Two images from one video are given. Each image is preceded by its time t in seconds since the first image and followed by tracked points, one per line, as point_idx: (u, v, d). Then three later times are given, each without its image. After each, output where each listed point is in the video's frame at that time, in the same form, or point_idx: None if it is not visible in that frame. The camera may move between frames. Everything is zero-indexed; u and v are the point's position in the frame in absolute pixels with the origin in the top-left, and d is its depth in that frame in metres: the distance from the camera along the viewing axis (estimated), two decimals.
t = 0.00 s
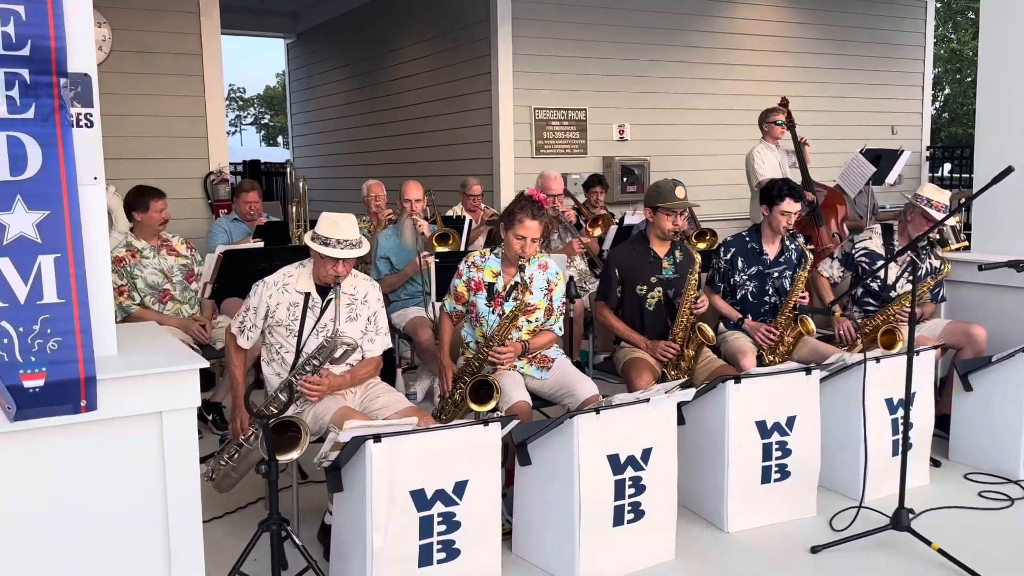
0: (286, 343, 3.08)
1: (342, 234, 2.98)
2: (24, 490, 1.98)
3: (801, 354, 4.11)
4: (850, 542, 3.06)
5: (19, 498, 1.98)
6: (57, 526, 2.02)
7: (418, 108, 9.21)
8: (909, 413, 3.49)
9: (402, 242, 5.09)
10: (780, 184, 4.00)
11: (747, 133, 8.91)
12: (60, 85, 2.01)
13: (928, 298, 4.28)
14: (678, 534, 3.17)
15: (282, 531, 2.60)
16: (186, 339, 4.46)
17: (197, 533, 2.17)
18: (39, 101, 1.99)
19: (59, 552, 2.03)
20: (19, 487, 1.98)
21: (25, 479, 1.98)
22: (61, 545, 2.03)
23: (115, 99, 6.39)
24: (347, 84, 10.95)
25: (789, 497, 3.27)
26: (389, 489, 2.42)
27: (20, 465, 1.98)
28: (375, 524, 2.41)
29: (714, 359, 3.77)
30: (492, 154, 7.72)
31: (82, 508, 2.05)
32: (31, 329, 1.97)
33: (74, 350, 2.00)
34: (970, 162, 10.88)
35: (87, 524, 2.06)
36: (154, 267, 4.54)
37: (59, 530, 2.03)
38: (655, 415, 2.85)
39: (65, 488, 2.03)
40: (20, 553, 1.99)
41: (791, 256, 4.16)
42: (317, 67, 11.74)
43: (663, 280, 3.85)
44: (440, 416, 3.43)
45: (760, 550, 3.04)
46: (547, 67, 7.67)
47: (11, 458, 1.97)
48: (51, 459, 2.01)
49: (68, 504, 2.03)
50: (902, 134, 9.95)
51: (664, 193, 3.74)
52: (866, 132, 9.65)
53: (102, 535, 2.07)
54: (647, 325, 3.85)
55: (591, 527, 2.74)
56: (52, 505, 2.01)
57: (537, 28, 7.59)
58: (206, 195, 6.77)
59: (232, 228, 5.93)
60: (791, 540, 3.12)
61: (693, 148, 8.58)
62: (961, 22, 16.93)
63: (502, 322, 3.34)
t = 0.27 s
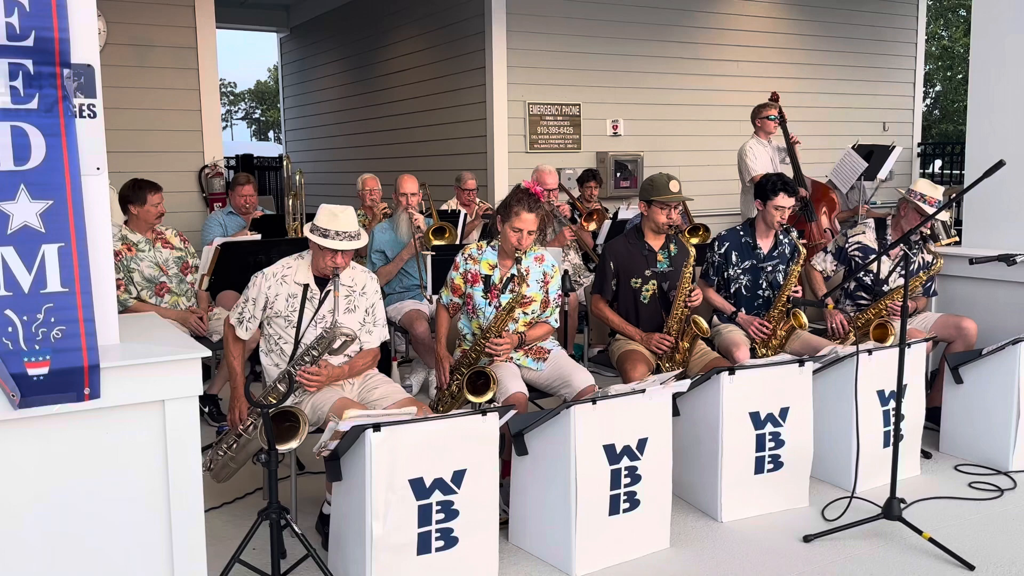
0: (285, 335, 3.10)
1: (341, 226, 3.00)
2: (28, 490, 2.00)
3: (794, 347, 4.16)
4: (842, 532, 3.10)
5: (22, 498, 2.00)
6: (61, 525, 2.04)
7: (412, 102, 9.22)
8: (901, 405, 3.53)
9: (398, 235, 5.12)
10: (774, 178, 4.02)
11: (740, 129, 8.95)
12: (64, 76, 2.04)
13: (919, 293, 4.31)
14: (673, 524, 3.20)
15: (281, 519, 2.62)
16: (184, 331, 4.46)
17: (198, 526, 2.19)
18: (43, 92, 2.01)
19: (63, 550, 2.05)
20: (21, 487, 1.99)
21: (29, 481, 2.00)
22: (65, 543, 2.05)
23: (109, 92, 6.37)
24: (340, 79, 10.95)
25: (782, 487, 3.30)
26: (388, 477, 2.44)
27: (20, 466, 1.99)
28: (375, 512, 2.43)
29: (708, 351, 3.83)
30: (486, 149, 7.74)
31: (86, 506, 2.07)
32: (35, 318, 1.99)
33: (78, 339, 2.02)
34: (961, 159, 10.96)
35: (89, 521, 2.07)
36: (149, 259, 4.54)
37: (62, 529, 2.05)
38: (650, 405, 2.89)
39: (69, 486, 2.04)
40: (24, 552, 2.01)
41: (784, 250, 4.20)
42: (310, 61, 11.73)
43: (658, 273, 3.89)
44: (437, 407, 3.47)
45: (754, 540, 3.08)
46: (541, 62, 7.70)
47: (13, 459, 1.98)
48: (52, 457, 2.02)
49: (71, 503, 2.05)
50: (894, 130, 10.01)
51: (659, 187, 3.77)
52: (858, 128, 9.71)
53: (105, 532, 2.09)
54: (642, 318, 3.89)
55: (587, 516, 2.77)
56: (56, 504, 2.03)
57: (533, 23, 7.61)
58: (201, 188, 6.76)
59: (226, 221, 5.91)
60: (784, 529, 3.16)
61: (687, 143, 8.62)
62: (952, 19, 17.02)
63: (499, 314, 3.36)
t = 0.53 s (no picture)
0: (284, 329, 3.11)
1: (340, 221, 3.01)
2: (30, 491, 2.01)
3: (790, 342, 4.18)
4: (838, 525, 3.13)
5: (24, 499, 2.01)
6: (64, 526, 2.06)
7: (409, 97, 9.22)
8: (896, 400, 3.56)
9: (395, 231, 5.12)
10: (772, 175, 4.04)
11: (736, 125, 8.97)
12: (65, 70, 2.04)
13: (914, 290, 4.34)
14: (670, 517, 3.23)
15: (281, 512, 2.64)
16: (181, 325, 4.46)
17: (199, 521, 2.20)
18: (45, 85, 2.02)
19: (65, 550, 2.07)
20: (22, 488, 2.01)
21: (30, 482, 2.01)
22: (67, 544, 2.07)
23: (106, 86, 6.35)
24: (337, 74, 10.94)
25: (778, 482, 3.33)
26: (387, 470, 2.46)
27: (22, 467, 2.00)
28: (374, 505, 2.45)
29: (705, 346, 3.85)
30: (483, 144, 7.74)
31: (87, 506, 2.08)
32: (38, 310, 1.99)
33: (80, 331, 2.03)
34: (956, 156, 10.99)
35: (91, 522, 2.09)
36: (146, 253, 4.55)
37: (64, 530, 2.06)
38: (648, 399, 2.90)
39: (71, 487, 2.06)
40: (25, 552, 2.02)
41: (782, 246, 4.21)
42: (307, 56, 11.72)
43: (655, 269, 3.91)
44: (436, 401, 3.48)
45: (751, 533, 3.10)
46: (538, 57, 7.70)
47: (15, 461, 1.99)
48: (54, 457, 2.04)
49: (73, 504, 2.06)
50: (890, 127, 10.03)
51: (656, 183, 3.79)
52: (854, 125, 9.73)
53: (106, 531, 2.11)
54: (639, 313, 3.91)
55: (585, 509, 2.79)
56: (59, 505, 2.05)
57: (530, 19, 7.61)
58: (198, 182, 6.76)
59: (225, 216, 5.98)
60: (780, 523, 3.18)
61: (683, 139, 8.63)
62: (948, 16, 17.05)
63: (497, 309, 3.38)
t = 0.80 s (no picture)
0: (283, 325, 3.12)
1: (340, 217, 3.02)
2: (31, 492, 2.03)
3: (789, 340, 4.19)
4: (834, 523, 3.14)
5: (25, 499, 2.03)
6: (65, 526, 2.08)
7: (409, 94, 9.23)
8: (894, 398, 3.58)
9: (394, 227, 5.15)
10: (771, 173, 4.04)
11: (736, 123, 8.97)
12: (67, 68, 2.05)
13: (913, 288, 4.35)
14: (668, 514, 3.24)
15: (280, 507, 2.65)
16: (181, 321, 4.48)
17: (198, 517, 2.22)
18: (46, 83, 2.03)
19: (66, 550, 2.08)
20: (24, 489, 2.02)
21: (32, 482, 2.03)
22: (68, 543, 2.08)
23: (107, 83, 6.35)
24: (337, 71, 10.94)
25: (775, 479, 3.34)
26: (386, 465, 2.47)
27: (23, 468, 2.02)
28: (373, 501, 2.46)
29: (703, 343, 3.85)
30: (483, 141, 7.75)
31: (88, 506, 2.10)
32: (38, 307, 2.00)
33: (81, 328, 2.04)
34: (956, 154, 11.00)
35: (92, 521, 2.10)
36: (150, 248, 4.57)
37: (65, 530, 2.08)
38: (646, 396, 2.92)
39: (72, 487, 2.07)
40: (25, 552, 2.04)
41: (780, 244, 4.23)
42: (307, 53, 11.72)
43: (654, 267, 3.92)
44: (435, 398, 3.49)
45: (747, 530, 3.12)
46: (538, 54, 7.71)
47: (15, 462, 2.01)
48: (55, 457, 2.05)
49: (74, 504, 2.08)
50: (889, 125, 10.04)
51: (656, 181, 3.80)
52: (854, 122, 9.73)
53: (107, 530, 2.12)
54: (638, 311, 3.92)
55: (583, 505, 2.81)
56: (60, 505, 2.06)
57: (529, 16, 7.62)
58: (199, 179, 6.76)
59: (225, 212, 5.98)
60: (778, 520, 3.20)
61: (683, 137, 8.64)
62: (949, 13, 17.03)
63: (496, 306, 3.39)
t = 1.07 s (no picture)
0: (282, 324, 3.13)
1: (338, 217, 3.03)
2: (31, 493, 2.05)
3: (790, 339, 4.18)
4: (833, 523, 3.14)
5: (25, 501, 2.05)
6: (62, 524, 2.09)
7: (413, 92, 9.23)
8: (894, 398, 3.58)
9: (396, 226, 5.17)
10: (772, 172, 4.03)
11: (740, 121, 8.95)
12: (65, 68, 2.06)
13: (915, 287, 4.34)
14: (666, 513, 3.24)
15: (278, 505, 2.66)
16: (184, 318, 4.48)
17: (196, 516, 2.23)
18: (45, 84, 2.04)
19: (62, 547, 2.10)
20: (23, 489, 2.04)
21: (32, 484, 2.05)
22: (68, 544, 2.10)
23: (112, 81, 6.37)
24: (342, 69, 10.95)
25: (774, 478, 3.34)
26: (382, 464, 2.48)
27: (22, 470, 2.03)
28: (369, 500, 2.47)
29: (704, 343, 3.85)
30: (486, 139, 7.75)
31: (87, 507, 2.11)
32: (36, 306, 2.02)
33: (78, 327, 2.05)
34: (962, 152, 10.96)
35: (91, 522, 2.12)
36: (155, 245, 4.59)
37: (65, 530, 2.10)
38: (643, 396, 2.92)
39: (72, 487, 2.09)
40: (25, 551, 2.06)
41: (781, 243, 4.22)
42: (312, 51, 11.74)
43: (654, 266, 3.92)
44: (435, 397, 3.50)
45: (745, 530, 3.12)
46: (542, 53, 7.71)
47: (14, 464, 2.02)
48: (54, 458, 2.07)
49: (73, 505, 2.10)
50: (895, 123, 10.00)
51: (656, 180, 3.79)
52: (860, 121, 9.70)
53: (106, 530, 2.14)
54: (639, 310, 3.92)
55: (580, 505, 2.81)
56: (59, 505, 2.08)
57: (533, 14, 7.61)
58: (202, 177, 6.75)
59: (228, 211, 5.96)
60: (776, 520, 3.20)
61: (687, 135, 8.63)
62: (957, 10, 16.94)
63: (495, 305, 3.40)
